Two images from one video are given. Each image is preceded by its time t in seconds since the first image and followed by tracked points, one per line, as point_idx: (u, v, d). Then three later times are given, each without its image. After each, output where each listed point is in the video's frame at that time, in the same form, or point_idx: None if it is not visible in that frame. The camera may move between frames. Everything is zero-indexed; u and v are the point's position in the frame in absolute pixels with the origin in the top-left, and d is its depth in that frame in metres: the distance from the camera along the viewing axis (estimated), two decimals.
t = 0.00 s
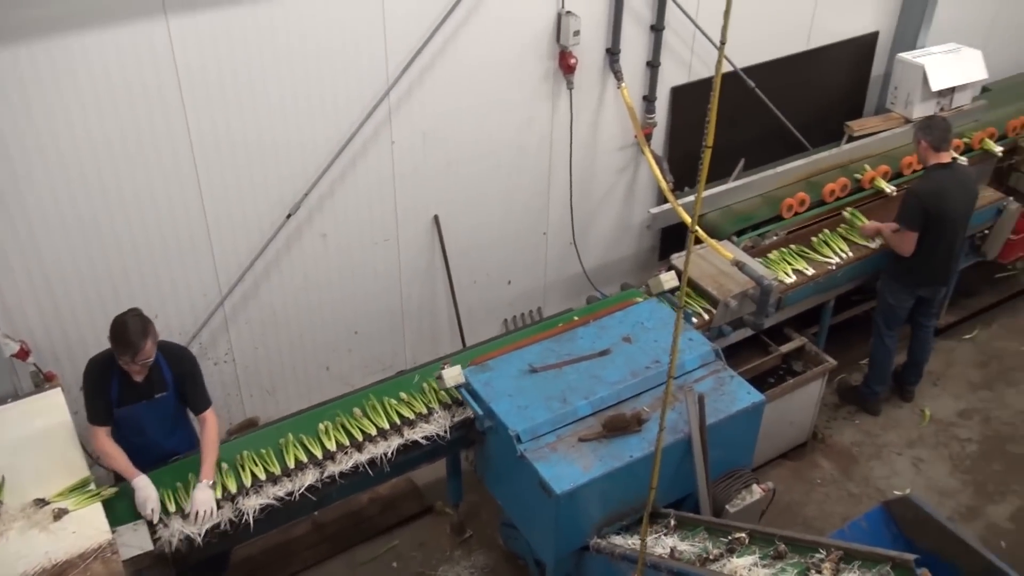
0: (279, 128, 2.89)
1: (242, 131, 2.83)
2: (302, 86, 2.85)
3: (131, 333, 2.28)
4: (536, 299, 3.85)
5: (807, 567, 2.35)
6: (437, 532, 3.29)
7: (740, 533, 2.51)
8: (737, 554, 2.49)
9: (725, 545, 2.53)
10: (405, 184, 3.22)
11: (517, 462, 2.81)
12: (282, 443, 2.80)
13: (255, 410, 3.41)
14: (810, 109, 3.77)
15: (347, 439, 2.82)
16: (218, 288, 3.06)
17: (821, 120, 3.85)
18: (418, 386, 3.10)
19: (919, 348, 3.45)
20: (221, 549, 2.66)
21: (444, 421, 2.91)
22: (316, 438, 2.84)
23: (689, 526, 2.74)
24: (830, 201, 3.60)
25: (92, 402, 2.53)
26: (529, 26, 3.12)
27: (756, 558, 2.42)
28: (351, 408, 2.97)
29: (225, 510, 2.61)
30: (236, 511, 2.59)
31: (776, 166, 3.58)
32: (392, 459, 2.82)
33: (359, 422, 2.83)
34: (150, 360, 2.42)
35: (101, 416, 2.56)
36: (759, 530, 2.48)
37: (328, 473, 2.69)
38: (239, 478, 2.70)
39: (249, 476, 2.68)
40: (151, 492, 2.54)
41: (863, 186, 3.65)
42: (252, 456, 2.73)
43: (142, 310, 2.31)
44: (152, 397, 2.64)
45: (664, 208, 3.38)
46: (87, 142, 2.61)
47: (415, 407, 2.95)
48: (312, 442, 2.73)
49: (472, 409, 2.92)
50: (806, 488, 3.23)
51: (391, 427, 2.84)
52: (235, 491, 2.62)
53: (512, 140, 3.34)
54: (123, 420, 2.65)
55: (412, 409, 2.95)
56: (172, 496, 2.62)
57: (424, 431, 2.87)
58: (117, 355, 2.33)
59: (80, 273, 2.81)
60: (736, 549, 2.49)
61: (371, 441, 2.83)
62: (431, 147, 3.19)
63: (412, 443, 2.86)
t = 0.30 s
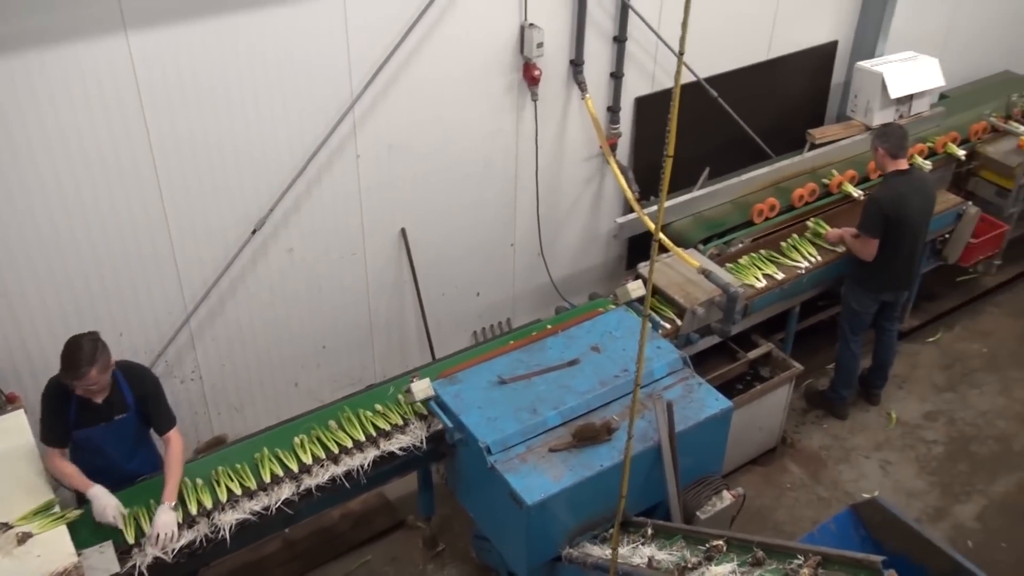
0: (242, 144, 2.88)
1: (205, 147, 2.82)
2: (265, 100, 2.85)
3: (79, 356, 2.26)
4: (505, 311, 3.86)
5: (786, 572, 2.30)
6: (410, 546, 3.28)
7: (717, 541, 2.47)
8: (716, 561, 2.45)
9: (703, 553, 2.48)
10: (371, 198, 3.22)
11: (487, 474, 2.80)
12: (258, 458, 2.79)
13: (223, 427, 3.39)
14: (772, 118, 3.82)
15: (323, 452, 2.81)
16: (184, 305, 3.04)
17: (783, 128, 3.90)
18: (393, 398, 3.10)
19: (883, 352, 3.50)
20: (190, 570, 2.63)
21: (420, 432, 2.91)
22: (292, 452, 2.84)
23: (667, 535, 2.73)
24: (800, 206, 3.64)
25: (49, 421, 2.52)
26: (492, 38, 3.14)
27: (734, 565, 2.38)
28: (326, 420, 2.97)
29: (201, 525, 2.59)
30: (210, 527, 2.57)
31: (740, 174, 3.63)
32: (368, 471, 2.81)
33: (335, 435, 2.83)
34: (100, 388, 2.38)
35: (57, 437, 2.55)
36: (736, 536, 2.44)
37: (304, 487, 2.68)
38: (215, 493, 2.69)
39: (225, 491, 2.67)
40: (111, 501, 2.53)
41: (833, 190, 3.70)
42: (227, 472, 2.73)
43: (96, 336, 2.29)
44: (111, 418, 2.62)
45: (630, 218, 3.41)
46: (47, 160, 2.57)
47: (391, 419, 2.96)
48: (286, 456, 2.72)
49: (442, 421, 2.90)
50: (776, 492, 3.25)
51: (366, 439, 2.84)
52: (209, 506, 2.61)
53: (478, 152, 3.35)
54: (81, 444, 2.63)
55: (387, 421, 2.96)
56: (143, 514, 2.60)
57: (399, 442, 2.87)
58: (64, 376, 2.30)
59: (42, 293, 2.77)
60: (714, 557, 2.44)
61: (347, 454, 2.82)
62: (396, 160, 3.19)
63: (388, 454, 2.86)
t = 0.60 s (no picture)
0: (209, 156, 2.86)
1: (172, 159, 2.79)
2: (232, 112, 2.83)
3: (27, 380, 2.28)
4: (477, 320, 3.87)
5: None
6: (385, 558, 3.28)
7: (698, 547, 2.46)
8: (697, 568, 2.46)
9: (685, 559, 2.48)
10: (340, 210, 3.21)
11: (461, 484, 2.79)
12: (236, 470, 2.77)
13: (194, 443, 3.36)
14: (739, 125, 3.86)
15: (302, 462, 2.79)
16: (152, 319, 3.01)
17: (750, 134, 3.94)
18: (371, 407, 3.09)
19: (853, 354, 3.53)
20: None
21: (399, 440, 2.91)
22: (270, 463, 2.82)
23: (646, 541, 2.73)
24: (773, 210, 3.70)
25: None
26: (460, 48, 3.16)
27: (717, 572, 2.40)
28: (305, 430, 2.95)
29: (180, 538, 2.56)
30: (191, 539, 2.54)
31: (708, 182, 3.67)
32: (348, 480, 2.79)
33: (313, 445, 2.81)
34: (50, 412, 2.40)
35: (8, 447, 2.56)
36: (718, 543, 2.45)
37: (284, 496, 2.66)
38: (193, 505, 2.66)
39: (204, 503, 2.64)
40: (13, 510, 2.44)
41: (805, 193, 3.76)
42: (205, 484, 2.71)
43: (49, 362, 2.32)
44: (70, 441, 2.59)
45: (600, 226, 3.43)
46: (10, 174, 2.53)
47: (369, 428, 2.94)
48: (265, 466, 2.70)
49: (415, 432, 2.89)
50: (749, 496, 3.27)
51: (345, 448, 2.83)
52: (188, 518, 2.57)
53: (447, 162, 3.36)
54: (39, 464, 2.60)
55: (366, 430, 2.94)
56: (121, 529, 2.55)
57: (379, 450, 2.86)
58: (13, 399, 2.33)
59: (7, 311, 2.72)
60: (696, 563, 2.45)
61: (326, 463, 2.81)
62: (365, 171, 3.19)
63: (368, 462, 2.84)
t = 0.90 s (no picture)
0: (176, 171, 2.85)
1: (137, 175, 2.78)
2: (199, 127, 2.82)
3: None
4: (450, 332, 3.87)
5: None
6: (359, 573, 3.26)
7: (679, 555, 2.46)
8: None
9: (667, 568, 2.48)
10: (310, 223, 3.21)
11: (436, 496, 2.78)
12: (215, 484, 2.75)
13: (164, 461, 3.33)
14: (706, 134, 3.91)
15: (281, 475, 2.78)
16: (120, 336, 2.98)
17: (718, 143, 3.99)
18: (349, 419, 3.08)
19: (824, 358, 3.57)
20: None
21: (379, 451, 2.90)
22: (250, 477, 2.80)
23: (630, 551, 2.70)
24: (746, 215, 3.75)
25: None
26: (428, 61, 3.17)
27: None
28: (283, 443, 2.94)
29: (160, 554, 2.54)
30: (169, 555, 2.52)
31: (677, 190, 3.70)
32: (328, 491, 2.77)
33: (292, 456, 2.80)
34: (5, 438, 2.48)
35: None
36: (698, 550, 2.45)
37: (263, 509, 2.64)
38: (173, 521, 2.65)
39: (183, 518, 2.62)
40: None
41: (777, 199, 3.80)
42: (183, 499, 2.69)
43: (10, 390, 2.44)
44: (18, 468, 2.58)
45: (570, 235, 3.45)
46: None
47: (348, 438, 2.94)
48: (243, 480, 2.69)
49: (387, 445, 2.87)
50: (724, 503, 3.29)
51: (324, 459, 2.82)
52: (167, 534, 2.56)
53: (417, 173, 3.37)
54: None
55: (345, 442, 2.93)
56: (99, 546, 2.54)
57: (359, 460, 2.85)
58: None
59: None
60: (678, 572, 2.44)
61: (306, 475, 2.80)
62: (334, 184, 3.19)
63: (348, 473, 2.83)
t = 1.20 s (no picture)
0: (143, 188, 2.83)
1: (104, 192, 2.76)
2: (166, 144, 2.81)
3: None
4: (423, 345, 3.87)
5: None
6: None
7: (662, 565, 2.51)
8: None
9: None
10: (280, 238, 3.21)
11: (410, 511, 2.76)
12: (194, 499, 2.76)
13: (135, 481, 3.30)
14: (675, 144, 3.95)
15: (261, 489, 2.79)
16: (89, 355, 2.96)
17: (687, 153, 4.02)
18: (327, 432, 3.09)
19: (796, 362, 3.59)
20: None
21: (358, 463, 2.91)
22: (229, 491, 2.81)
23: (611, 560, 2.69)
24: (721, 221, 3.80)
25: None
26: (396, 74, 3.19)
27: None
28: (262, 457, 2.95)
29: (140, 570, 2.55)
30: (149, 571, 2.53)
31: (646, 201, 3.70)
32: (308, 505, 2.79)
33: (272, 470, 2.81)
34: None
35: None
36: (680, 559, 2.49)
37: (243, 524, 2.65)
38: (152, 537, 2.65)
39: (162, 534, 2.63)
40: None
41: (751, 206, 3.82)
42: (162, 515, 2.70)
43: None
44: None
45: (541, 246, 3.47)
46: None
47: (327, 451, 2.95)
48: (222, 495, 2.70)
49: (360, 460, 2.85)
50: (699, 510, 3.30)
51: (303, 472, 2.83)
52: (147, 550, 2.57)
53: (387, 187, 3.37)
54: None
55: (324, 454, 2.94)
56: (77, 564, 2.55)
57: (338, 473, 2.86)
58: None
59: None
60: None
61: (285, 489, 2.81)
62: (304, 199, 3.19)
63: (327, 486, 2.84)
